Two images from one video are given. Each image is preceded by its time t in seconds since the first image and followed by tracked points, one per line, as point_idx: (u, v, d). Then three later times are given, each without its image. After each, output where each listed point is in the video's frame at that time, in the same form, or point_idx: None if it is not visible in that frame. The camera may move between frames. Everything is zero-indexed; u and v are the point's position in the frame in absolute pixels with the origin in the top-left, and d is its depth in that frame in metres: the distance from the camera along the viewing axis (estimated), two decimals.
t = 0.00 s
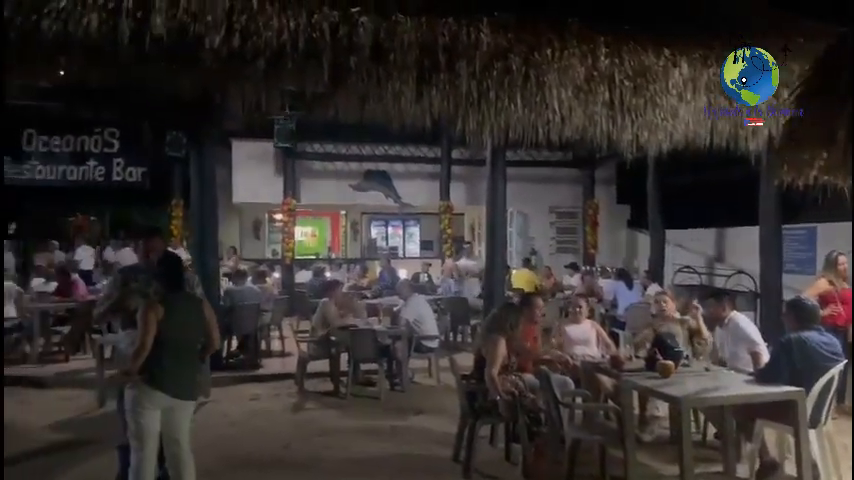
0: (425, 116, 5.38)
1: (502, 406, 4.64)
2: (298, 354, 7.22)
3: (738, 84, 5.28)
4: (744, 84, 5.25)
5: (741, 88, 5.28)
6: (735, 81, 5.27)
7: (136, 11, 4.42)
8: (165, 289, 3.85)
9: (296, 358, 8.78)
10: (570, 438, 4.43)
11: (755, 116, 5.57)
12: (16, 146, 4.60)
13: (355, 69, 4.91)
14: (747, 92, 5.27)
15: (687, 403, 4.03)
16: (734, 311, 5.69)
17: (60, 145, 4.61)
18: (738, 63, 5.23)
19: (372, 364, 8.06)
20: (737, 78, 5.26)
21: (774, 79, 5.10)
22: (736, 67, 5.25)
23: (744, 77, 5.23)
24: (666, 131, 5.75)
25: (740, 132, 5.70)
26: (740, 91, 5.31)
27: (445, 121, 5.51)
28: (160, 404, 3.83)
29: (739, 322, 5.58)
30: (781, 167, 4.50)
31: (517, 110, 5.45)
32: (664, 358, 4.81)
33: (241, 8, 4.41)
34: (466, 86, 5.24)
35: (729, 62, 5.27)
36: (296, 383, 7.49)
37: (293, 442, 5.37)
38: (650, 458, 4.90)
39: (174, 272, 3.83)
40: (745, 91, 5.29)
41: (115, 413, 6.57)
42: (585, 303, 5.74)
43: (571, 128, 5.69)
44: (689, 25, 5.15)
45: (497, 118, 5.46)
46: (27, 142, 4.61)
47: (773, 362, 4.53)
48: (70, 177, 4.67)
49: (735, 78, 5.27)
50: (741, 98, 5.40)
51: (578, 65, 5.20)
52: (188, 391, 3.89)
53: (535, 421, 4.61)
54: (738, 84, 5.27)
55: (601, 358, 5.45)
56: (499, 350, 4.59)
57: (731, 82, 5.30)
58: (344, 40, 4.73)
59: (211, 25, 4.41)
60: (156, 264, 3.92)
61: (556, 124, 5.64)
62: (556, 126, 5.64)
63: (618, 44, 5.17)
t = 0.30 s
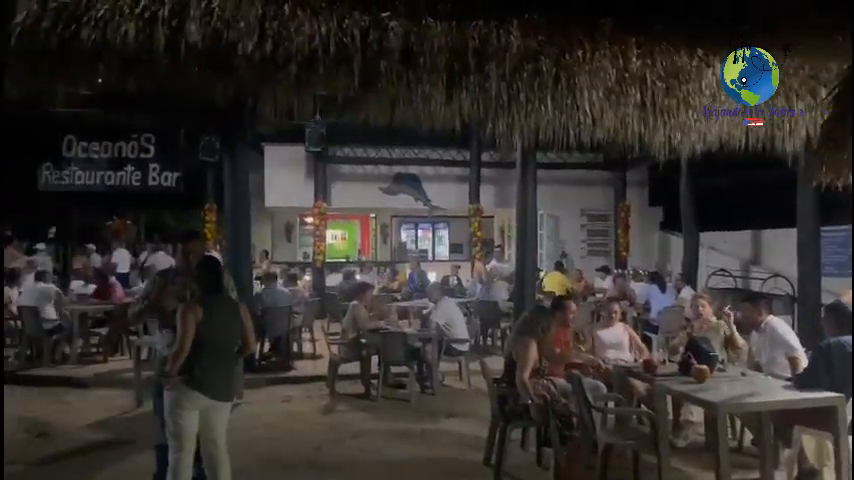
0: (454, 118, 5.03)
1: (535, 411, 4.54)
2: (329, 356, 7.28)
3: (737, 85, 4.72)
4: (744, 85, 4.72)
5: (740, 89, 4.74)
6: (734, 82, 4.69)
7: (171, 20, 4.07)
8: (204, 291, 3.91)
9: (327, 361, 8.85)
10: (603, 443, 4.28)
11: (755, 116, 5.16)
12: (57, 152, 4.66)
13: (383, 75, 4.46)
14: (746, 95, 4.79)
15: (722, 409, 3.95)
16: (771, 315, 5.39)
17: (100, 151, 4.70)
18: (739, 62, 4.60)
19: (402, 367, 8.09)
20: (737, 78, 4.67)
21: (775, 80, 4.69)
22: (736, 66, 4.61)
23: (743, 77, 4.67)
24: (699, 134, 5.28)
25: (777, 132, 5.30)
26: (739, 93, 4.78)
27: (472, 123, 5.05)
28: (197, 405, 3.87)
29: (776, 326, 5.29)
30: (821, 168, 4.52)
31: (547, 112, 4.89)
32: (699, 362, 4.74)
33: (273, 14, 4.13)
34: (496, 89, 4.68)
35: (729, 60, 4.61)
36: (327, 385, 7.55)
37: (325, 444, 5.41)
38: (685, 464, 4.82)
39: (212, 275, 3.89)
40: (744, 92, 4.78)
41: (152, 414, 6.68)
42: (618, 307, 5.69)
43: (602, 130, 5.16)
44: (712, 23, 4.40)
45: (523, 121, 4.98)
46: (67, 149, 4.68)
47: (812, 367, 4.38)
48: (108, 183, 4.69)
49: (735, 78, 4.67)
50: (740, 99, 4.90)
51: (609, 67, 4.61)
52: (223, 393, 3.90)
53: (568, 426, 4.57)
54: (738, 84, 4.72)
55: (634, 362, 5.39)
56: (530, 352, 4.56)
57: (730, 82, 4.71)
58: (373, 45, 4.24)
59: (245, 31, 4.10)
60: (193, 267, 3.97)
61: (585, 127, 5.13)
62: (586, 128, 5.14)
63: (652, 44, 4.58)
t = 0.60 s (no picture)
0: (482, 119, 4.97)
1: (565, 414, 4.51)
2: (359, 358, 7.32)
3: (736, 86, 4.67)
4: (742, 86, 4.67)
5: (739, 90, 4.68)
6: (733, 83, 4.65)
7: (204, 26, 4.14)
8: (239, 293, 3.98)
9: (356, 362, 8.91)
10: (635, 447, 4.22)
11: (755, 116, 5.05)
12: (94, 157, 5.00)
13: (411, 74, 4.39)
14: (746, 95, 4.73)
15: (758, 413, 3.89)
16: (807, 319, 5.28)
17: (134, 155, 4.98)
18: (737, 62, 4.58)
19: (431, 369, 8.11)
20: (736, 78, 4.63)
21: (773, 80, 4.70)
22: (736, 66, 4.59)
23: (741, 77, 4.63)
24: (732, 135, 5.19)
25: (812, 132, 5.18)
26: (739, 93, 4.70)
27: (500, 124, 4.90)
28: (233, 406, 3.93)
29: (813, 330, 5.18)
30: None
31: (577, 113, 4.75)
32: (733, 367, 4.66)
33: (303, 19, 4.21)
34: (525, 90, 4.59)
35: (728, 61, 4.59)
36: (356, 386, 7.61)
37: (355, 445, 5.43)
38: (719, 469, 4.75)
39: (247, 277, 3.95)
40: (743, 92, 4.70)
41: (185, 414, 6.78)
42: (650, 309, 5.62)
43: (633, 130, 4.99)
44: (721, 23, 4.55)
45: (552, 122, 4.82)
46: (104, 153, 4.98)
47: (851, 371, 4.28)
48: (143, 186, 4.97)
49: (734, 78, 4.62)
50: (739, 100, 4.83)
51: (640, 68, 4.55)
52: (257, 393, 3.95)
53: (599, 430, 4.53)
54: (736, 85, 4.65)
55: (666, 366, 5.32)
56: (560, 354, 4.55)
57: (729, 82, 4.65)
58: (403, 48, 4.26)
59: (275, 36, 4.16)
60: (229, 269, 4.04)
61: (615, 127, 4.95)
62: (616, 128, 4.95)
63: (682, 44, 4.56)
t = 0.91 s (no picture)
0: (511, 121, 5.08)
1: (594, 417, 4.47)
2: (386, 360, 7.34)
3: (736, 86, 4.53)
4: (742, 86, 4.52)
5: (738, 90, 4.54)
6: (732, 83, 4.51)
7: (234, 31, 4.11)
8: (269, 295, 4.03)
9: (383, 364, 8.94)
10: (666, 452, 4.16)
11: (755, 116, 4.99)
12: (126, 161, 5.14)
13: (438, 80, 4.52)
14: (747, 94, 4.59)
15: (794, 418, 3.82)
16: (844, 322, 5.18)
17: (167, 158, 5.13)
18: (737, 62, 4.43)
19: (457, 371, 8.09)
20: (736, 78, 4.49)
21: (775, 80, 4.54)
22: (737, 66, 4.44)
23: (742, 77, 4.48)
24: (764, 134, 5.20)
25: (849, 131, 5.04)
26: (738, 92, 4.57)
27: (529, 125, 5.10)
28: (263, 407, 3.97)
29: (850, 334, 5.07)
30: None
31: (605, 114, 4.93)
32: (767, 371, 4.58)
33: (331, 22, 4.13)
34: (553, 91, 4.66)
35: (728, 60, 4.45)
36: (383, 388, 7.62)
37: (382, 447, 5.44)
38: (754, 475, 4.66)
39: (277, 279, 3.99)
40: (743, 92, 4.56)
41: (215, 414, 6.86)
42: (680, 312, 5.55)
43: (661, 131, 5.08)
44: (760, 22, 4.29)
45: (581, 122, 5.03)
46: (136, 157, 5.16)
47: None
48: (174, 189, 5.12)
49: (734, 78, 4.49)
50: (739, 99, 4.70)
51: (669, 68, 4.48)
52: (286, 394, 3.98)
53: (628, 433, 4.49)
54: (736, 85, 4.52)
55: (698, 369, 5.25)
56: (589, 356, 4.52)
57: (729, 82, 4.51)
58: (430, 51, 4.25)
59: (304, 40, 4.17)
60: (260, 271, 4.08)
61: (644, 127, 5.06)
62: (645, 128, 5.07)
63: (713, 44, 4.40)
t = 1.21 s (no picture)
0: (537, 121, 5.02)
1: (624, 420, 4.43)
2: (412, 360, 7.34)
3: (736, 87, 4.50)
4: (742, 86, 4.50)
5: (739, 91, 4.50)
6: (732, 83, 4.47)
7: (262, 34, 4.22)
8: (299, 296, 4.07)
9: (409, 365, 8.97)
10: (696, 455, 4.11)
11: (755, 115, 4.92)
12: (157, 163, 5.20)
13: (463, 84, 4.45)
14: (746, 94, 4.58)
15: (828, 423, 3.75)
16: None
17: (195, 161, 5.18)
18: (737, 62, 4.40)
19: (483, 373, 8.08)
20: (736, 78, 4.45)
21: (774, 79, 4.57)
22: (736, 66, 4.42)
23: (742, 77, 4.46)
24: (798, 133, 5.07)
25: None
26: (738, 93, 4.54)
27: (555, 123, 4.97)
28: (292, 407, 4.00)
29: None
30: None
31: (633, 113, 4.70)
32: (801, 374, 4.50)
33: (358, 25, 4.28)
34: (579, 91, 4.55)
35: (728, 60, 4.41)
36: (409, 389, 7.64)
37: (409, 448, 5.45)
38: None
39: (306, 281, 4.03)
40: (743, 92, 4.54)
41: (243, 413, 6.94)
42: (710, 314, 5.47)
43: (690, 131, 4.97)
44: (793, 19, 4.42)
45: (608, 121, 4.84)
46: (166, 159, 5.20)
47: None
48: (203, 190, 5.19)
49: (734, 78, 4.45)
50: (739, 100, 4.67)
51: (698, 67, 4.42)
52: (315, 394, 4.02)
53: (658, 436, 4.45)
54: (736, 85, 4.48)
55: (729, 372, 5.17)
56: (618, 357, 4.47)
57: (729, 83, 4.48)
58: (456, 52, 4.28)
59: (331, 43, 4.24)
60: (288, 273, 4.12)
61: (673, 128, 4.91)
62: (673, 129, 4.92)
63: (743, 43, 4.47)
